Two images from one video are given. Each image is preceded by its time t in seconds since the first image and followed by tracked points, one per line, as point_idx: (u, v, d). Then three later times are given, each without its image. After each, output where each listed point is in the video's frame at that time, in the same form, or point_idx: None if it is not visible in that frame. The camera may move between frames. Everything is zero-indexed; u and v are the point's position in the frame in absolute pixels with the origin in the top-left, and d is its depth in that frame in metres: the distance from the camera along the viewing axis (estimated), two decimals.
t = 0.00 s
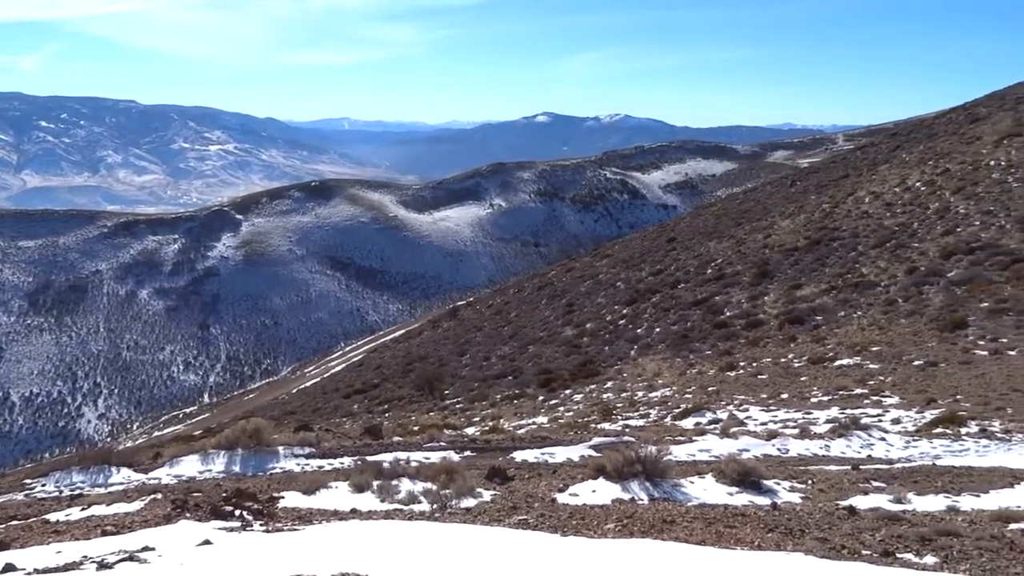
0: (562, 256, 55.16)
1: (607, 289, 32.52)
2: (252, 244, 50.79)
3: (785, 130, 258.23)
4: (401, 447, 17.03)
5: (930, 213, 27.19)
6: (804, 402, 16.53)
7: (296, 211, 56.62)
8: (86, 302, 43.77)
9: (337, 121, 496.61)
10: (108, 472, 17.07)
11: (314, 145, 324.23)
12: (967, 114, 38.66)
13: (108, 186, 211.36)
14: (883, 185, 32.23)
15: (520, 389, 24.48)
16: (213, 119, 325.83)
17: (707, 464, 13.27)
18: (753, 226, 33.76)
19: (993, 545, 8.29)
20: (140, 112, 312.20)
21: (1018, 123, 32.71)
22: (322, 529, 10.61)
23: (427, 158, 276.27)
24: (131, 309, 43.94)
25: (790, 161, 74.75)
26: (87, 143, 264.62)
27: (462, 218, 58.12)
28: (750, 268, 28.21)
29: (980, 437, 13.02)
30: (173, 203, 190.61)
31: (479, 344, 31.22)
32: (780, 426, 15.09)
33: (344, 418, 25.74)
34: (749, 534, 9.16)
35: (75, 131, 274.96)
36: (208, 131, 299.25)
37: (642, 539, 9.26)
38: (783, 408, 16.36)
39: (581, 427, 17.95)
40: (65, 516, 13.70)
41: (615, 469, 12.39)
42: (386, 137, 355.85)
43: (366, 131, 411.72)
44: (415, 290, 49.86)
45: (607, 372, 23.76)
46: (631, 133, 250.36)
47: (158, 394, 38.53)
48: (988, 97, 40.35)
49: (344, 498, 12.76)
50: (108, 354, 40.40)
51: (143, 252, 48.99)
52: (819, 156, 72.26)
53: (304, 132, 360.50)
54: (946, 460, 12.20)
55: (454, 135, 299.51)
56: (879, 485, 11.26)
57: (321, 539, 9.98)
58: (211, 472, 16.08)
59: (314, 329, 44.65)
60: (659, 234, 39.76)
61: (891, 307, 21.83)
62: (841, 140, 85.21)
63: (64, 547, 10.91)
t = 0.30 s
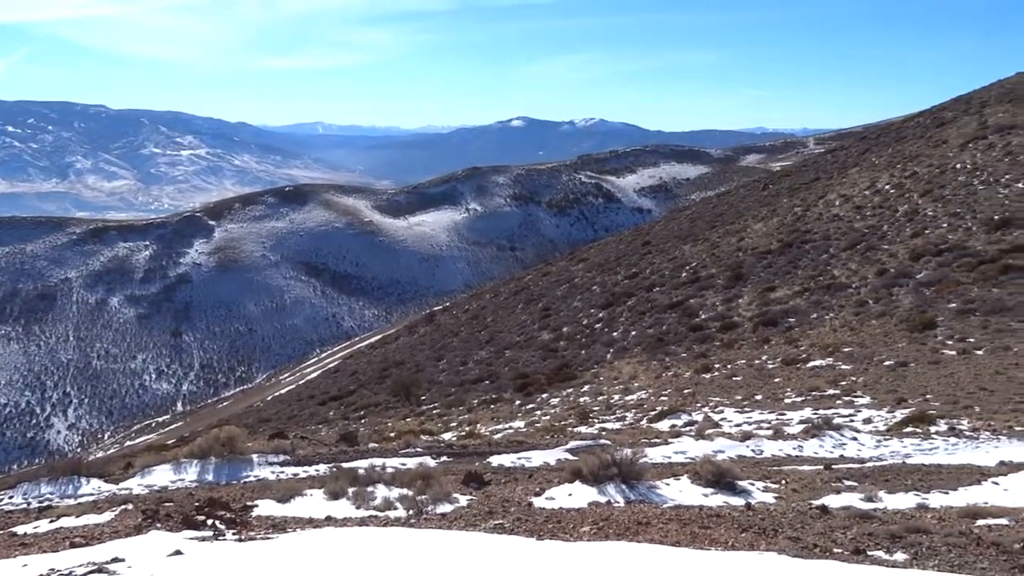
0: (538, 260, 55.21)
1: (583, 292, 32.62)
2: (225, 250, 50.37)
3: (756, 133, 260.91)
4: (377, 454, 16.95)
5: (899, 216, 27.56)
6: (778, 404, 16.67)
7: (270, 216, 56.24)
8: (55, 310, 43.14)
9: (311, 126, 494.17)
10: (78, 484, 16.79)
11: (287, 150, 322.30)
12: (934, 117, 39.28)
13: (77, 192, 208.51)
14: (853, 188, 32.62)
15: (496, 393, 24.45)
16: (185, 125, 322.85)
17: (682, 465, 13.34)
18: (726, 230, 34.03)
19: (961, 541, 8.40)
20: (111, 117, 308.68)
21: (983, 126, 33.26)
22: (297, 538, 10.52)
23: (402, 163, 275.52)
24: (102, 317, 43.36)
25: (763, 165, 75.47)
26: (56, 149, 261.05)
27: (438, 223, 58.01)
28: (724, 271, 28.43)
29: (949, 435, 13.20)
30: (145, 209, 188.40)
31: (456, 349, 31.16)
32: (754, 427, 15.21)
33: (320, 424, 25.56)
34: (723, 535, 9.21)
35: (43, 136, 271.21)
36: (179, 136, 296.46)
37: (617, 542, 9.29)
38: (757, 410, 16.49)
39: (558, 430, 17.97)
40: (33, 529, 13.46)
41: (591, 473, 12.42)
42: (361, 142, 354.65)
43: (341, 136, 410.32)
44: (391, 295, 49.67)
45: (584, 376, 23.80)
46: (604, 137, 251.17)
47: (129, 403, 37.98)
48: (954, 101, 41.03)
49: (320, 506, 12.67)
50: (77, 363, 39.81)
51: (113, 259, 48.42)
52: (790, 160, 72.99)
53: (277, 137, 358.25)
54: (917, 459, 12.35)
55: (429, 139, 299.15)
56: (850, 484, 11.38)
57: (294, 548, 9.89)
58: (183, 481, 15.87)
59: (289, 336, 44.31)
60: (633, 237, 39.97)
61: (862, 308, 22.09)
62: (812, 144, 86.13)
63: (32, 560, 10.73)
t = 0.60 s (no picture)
0: (512, 265, 55.22)
1: (558, 297, 32.69)
2: (196, 257, 49.90)
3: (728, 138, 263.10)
4: (350, 461, 16.85)
5: (867, 219, 27.91)
6: (750, 406, 16.80)
7: (242, 222, 55.82)
8: (21, 319, 42.46)
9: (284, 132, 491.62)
10: (44, 496, 16.50)
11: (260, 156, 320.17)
12: (901, 123, 39.86)
13: (45, 199, 205.33)
14: (823, 192, 32.99)
15: (472, 399, 24.41)
16: (155, 130, 319.60)
17: (656, 468, 13.39)
18: (699, 234, 34.27)
19: (928, 538, 8.50)
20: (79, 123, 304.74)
21: (949, 131, 33.80)
22: (268, 547, 10.42)
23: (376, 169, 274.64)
24: (70, 326, 42.73)
25: (735, 169, 76.15)
26: (23, 154, 257.25)
27: (412, 228, 57.85)
28: (697, 275, 28.61)
29: (918, 435, 13.37)
30: (114, 215, 186.03)
31: (431, 355, 31.06)
32: (727, 429, 15.30)
33: (294, 432, 25.35)
34: (696, 537, 9.26)
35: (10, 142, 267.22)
36: (150, 142, 293.37)
37: (590, 546, 9.30)
38: (730, 412, 16.59)
39: (533, 435, 17.95)
40: None
41: (565, 477, 12.44)
42: (335, 148, 352.92)
43: (314, 142, 407.81)
44: (366, 301, 49.47)
45: (559, 380, 23.82)
46: (578, 142, 251.98)
47: (98, 413, 37.40)
48: (920, 107, 41.66)
49: (292, 515, 12.55)
50: (44, 373, 39.16)
51: (81, 266, 47.79)
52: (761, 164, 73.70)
53: (250, 142, 355.83)
54: (886, 458, 12.50)
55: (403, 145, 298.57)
56: (821, 484, 11.49)
57: (265, 557, 9.80)
58: (153, 492, 15.64)
59: (262, 343, 43.93)
60: (608, 242, 40.15)
61: (832, 311, 22.34)
62: (782, 148, 87.07)
63: None
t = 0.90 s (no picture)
0: (486, 274, 55.19)
1: (531, 305, 32.71)
2: (165, 267, 49.33)
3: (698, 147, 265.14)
4: (322, 474, 16.70)
5: (835, 226, 28.25)
6: (722, 413, 16.90)
7: (212, 231, 55.28)
8: None
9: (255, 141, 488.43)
10: (9, 515, 16.15)
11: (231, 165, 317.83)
12: (866, 131, 40.45)
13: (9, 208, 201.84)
14: (792, 199, 33.34)
15: (446, 409, 24.32)
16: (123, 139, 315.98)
17: (630, 477, 13.42)
18: (670, 241, 34.48)
19: (896, 543, 8.59)
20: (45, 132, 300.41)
21: (913, 139, 34.34)
22: (237, 563, 10.28)
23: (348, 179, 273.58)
24: (34, 339, 42.01)
25: (705, 177, 76.81)
26: None
27: (385, 237, 57.65)
28: (669, 283, 28.78)
29: (885, 440, 13.54)
30: (81, 226, 183.37)
31: (404, 366, 30.90)
32: (700, 437, 15.38)
33: (266, 446, 25.08)
34: (668, 545, 9.28)
35: None
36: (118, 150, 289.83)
37: (564, 556, 9.29)
38: (702, 420, 16.67)
39: (506, 445, 17.92)
40: None
41: (539, 487, 12.42)
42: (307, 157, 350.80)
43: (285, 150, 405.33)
44: (338, 311, 49.18)
45: (533, 390, 23.81)
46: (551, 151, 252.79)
47: (64, 429, 36.75)
48: (885, 115, 42.31)
49: (264, 530, 12.40)
50: (8, 389, 38.42)
51: (46, 278, 47.04)
52: (731, 172, 74.44)
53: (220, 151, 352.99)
54: (855, 464, 12.63)
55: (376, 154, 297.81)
56: (792, 490, 11.57)
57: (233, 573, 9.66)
58: (120, 509, 15.36)
59: (232, 355, 43.46)
60: (580, 249, 40.28)
61: (802, 317, 22.58)
62: (751, 156, 87.99)
63: None
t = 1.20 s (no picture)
0: (455, 283, 55.05)
1: (501, 314, 32.67)
2: (127, 278, 48.60)
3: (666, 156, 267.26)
4: (289, 487, 16.51)
5: (800, 234, 28.61)
6: (690, 419, 17.00)
7: (177, 242, 54.62)
8: None
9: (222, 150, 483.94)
10: None
11: (197, 174, 314.46)
12: (829, 139, 41.05)
13: None
14: (758, 207, 33.70)
15: (415, 419, 24.18)
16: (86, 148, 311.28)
17: (598, 483, 13.43)
18: (639, 249, 34.68)
19: (858, 543, 8.67)
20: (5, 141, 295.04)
21: (874, 148, 34.91)
22: None
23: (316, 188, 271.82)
24: None
25: (673, 185, 77.38)
26: None
27: (354, 247, 57.32)
28: (638, 291, 28.93)
29: (848, 443, 13.69)
30: (42, 236, 179.94)
31: (373, 377, 30.67)
32: (668, 443, 15.45)
33: (231, 459, 24.74)
34: (635, 550, 9.28)
35: None
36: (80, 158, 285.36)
37: (532, 563, 9.26)
38: (670, 426, 16.74)
39: (475, 454, 17.84)
40: None
41: (508, 494, 12.39)
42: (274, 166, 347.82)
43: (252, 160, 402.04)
44: (306, 322, 48.78)
45: (503, 399, 23.75)
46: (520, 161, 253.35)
47: (22, 445, 35.95)
48: (848, 123, 42.96)
49: (228, 543, 12.22)
50: None
51: (5, 290, 46.13)
52: (698, 180, 75.07)
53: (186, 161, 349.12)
54: (819, 467, 12.76)
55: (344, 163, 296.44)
56: (757, 494, 11.65)
57: None
58: (80, 525, 15.04)
59: (197, 367, 42.86)
60: (550, 258, 40.36)
61: (768, 324, 22.82)
62: (719, 164, 88.81)
63: None
